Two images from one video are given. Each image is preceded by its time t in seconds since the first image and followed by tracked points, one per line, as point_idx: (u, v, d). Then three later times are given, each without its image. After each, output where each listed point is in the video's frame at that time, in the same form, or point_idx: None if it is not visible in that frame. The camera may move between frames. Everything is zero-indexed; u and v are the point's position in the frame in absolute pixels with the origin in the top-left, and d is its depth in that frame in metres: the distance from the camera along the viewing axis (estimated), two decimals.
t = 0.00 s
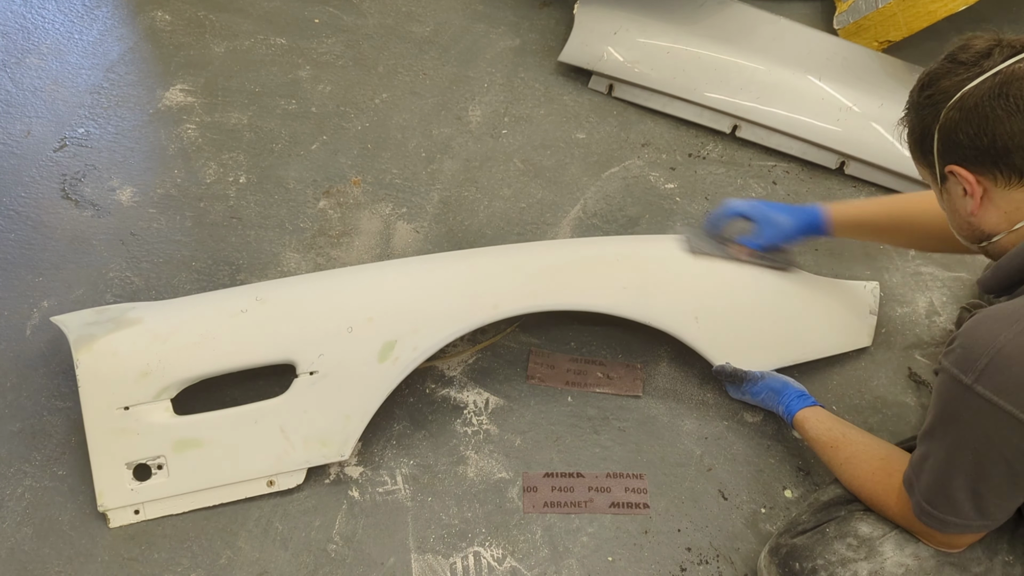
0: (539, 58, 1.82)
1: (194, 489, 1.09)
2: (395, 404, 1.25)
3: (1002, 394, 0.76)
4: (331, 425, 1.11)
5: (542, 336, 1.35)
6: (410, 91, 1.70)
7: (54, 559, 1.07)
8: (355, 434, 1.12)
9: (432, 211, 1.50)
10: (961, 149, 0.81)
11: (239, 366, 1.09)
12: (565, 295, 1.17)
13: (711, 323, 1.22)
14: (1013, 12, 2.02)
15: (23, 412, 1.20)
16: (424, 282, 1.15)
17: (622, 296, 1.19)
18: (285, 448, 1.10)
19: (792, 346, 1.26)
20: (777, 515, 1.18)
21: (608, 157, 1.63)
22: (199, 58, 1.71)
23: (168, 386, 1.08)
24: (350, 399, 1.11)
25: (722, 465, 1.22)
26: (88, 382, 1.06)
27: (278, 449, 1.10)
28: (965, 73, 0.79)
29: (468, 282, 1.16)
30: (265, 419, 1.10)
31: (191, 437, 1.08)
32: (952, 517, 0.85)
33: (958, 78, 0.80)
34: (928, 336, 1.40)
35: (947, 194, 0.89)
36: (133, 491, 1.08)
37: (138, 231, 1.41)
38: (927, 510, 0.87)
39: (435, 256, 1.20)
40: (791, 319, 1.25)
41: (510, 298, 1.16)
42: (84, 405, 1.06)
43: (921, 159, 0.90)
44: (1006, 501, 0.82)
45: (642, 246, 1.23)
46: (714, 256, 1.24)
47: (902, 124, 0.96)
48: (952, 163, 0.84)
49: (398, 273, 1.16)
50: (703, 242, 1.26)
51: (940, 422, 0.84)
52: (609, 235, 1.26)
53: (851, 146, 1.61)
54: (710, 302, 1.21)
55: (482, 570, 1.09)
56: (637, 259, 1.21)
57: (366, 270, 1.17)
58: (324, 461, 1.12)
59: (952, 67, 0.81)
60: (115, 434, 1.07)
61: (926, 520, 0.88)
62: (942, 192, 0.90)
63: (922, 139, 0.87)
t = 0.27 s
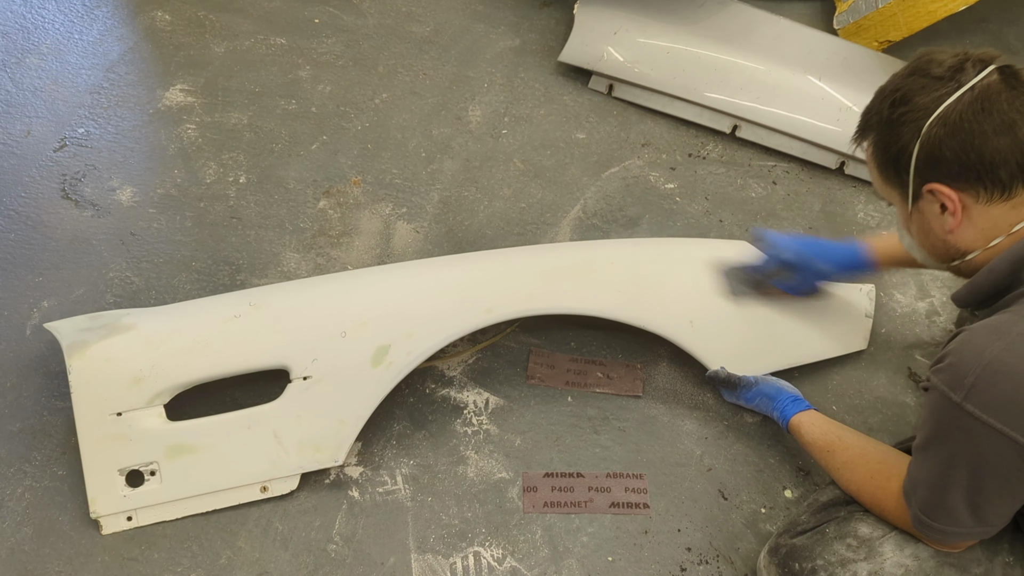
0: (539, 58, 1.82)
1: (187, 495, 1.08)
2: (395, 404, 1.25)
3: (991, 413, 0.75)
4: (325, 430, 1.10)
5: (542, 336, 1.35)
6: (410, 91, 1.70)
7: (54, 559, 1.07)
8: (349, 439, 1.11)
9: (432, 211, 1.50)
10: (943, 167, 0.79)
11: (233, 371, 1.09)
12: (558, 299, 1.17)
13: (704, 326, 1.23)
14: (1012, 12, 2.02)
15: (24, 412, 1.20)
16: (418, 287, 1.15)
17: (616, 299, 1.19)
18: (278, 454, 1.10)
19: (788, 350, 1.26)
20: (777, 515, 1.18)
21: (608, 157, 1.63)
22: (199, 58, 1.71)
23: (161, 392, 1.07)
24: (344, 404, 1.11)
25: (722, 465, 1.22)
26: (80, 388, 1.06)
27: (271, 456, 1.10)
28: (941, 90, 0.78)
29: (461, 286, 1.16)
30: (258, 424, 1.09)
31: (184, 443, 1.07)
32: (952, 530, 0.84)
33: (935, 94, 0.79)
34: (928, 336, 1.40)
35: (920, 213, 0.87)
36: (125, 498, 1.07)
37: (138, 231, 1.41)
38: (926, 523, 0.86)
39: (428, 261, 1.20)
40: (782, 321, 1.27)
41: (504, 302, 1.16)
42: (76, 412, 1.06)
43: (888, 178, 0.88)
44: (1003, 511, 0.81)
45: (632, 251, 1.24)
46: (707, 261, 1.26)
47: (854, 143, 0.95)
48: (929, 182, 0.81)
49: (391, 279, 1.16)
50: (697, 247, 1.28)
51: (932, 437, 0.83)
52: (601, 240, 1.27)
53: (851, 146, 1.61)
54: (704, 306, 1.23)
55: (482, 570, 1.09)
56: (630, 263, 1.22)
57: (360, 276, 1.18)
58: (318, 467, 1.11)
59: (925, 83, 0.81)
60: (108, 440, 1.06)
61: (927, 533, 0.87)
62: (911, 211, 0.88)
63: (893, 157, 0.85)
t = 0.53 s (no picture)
0: (539, 58, 1.82)
1: (174, 502, 1.07)
2: (395, 404, 1.25)
3: (999, 438, 0.76)
4: (312, 431, 1.10)
5: (542, 336, 1.35)
6: (410, 91, 1.70)
7: (54, 559, 1.07)
8: (336, 438, 1.11)
9: (432, 211, 1.50)
10: (923, 244, 0.82)
11: (216, 375, 1.08)
12: (542, 296, 1.18)
13: (691, 318, 1.23)
14: (1012, 12, 2.02)
15: (24, 412, 1.20)
16: (400, 287, 1.16)
17: (598, 295, 1.20)
18: (265, 457, 1.09)
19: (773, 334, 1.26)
20: (777, 515, 1.18)
21: (608, 157, 1.63)
22: (198, 58, 1.71)
23: (145, 398, 1.07)
24: (330, 404, 1.11)
25: (722, 465, 1.22)
26: (64, 398, 1.05)
27: (258, 459, 1.09)
28: (902, 170, 0.83)
29: (443, 285, 1.16)
30: (244, 427, 1.09)
31: (169, 449, 1.06)
32: (954, 548, 0.85)
33: (898, 175, 0.83)
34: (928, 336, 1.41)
35: (903, 281, 0.91)
36: (112, 507, 1.06)
37: (138, 231, 1.41)
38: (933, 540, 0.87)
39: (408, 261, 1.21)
40: (765, 309, 1.27)
41: (488, 300, 1.16)
42: (60, 421, 1.05)
43: (865, 254, 0.92)
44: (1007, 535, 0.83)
45: (614, 248, 1.25)
46: (687, 253, 1.27)
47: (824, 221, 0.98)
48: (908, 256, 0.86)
49: (372, 279, 1.17)
50: (676, 241, 1.29)
51: (939, 462, 0.84)
52: (581, 239, 1.27)
53: (851, 146, 1.61)
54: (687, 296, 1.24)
55: (482, 570, 1.09)
56: (610, 260, 1.23)
57: (339, 277, 1.18)
58: (306, 468, 1.10)
59: (885, 164, 0.84)
60: (92, 449, 1.05)
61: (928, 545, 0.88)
62: (893, 280, 0.93)
63: (871, 238, 0.88)
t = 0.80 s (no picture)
0: (539, 58, 1.82)
1: (174, 502, 1.07)
2: (395, 404, 1.25)
3: (949, 398, 0.75)
4: (311, 431, 1.11)
5: (542, 336, 1.35)
6: (410, 91, 1.70)
7: (53, 559, 1.07)
8: (336, 439, 1.12)
9: (432, 211, 1.50)
10: (865, 241, 0.81)
11: (216, 376, 1.08)
12: (541, 297, 1.18)
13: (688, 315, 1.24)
14: (1012, 12, 2.02)
15: (24, 411, 1.20)
16: (399, 288, 1.15)
17: (597, 295, 1.20)
18: (265, 457, 1.09)
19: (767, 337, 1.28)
20: (777, 515, 1.18)
21: (608, 157, 1.63)
22: (198, 58, 1.71)
23: (144, 399, 1.07)
24: (330, 404, 1.11)
25: (722, 465, 1.22)
26: (63, 398, 1.05)
27: (258, 459, 1.09)
28: (836, 176, 0.83)
29: (442, 286, 1.16)
30: (243, 428, 1.09)
31: (168, 450, 1.06)
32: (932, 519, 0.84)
33: (838, 175, 0.83)
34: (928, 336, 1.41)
35: (861, 282, 0.89)
36: (111, 507, 1.06)
37: (138, 231, 1.41)
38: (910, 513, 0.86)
39: (408, 261, 1.20)
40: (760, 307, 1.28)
41: (487, 299, 1.17)
42: (59, 422, 1.05)
43: (823, 261, 0.91)
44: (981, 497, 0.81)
45: (612, 247, 1.25)
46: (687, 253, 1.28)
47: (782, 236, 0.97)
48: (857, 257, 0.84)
49: (371, 279, 1.17)
50: (677, 241, 1.29)
51: (903, 432, 0.83)
52: (580, 237, 1.27)
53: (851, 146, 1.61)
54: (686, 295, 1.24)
55: (482, 570, 1.09)
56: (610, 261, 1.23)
57: (339, 277, 1.18)
58: (305, 469, 1.11)
59: (824, 173, 0.85)
60: (92, 450, 1.05)
61: (909, 523, 0.87)
62: (852, 283, 0.91)
63: (823, 244, 0.87)
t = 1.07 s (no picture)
0: (539, 58, 1.82)
1: (176, 500, 1.07)
2: (395, 404, 1.25)
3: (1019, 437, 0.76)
4: (311, 427, 1.10)
5: (542, 336, 1.35)
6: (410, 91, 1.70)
7: (54, 559, 1.07)
8: (336, 434, 1.12)
9: (432, 211, 1.50)
10: (972, 172, 0.84)
11: (215, 373, 1.08)
12: (540, 291, 1.18)
13: (688, 309, 1.23)
14: (1012, 12, 2.02)
15: (24, 411, 1.20)
16: (397, 284, 1.15)
17: (597, 289, 1.20)
18: (265, 454, 1.09)
19: (767, 326, 1.26)
20: (777, 515, 1.18)
21: (608, 157, 1.63)
22: (198, 58, 1.71)
23: (144, 397, 1.07)
24: (329, 399, 1.11)
25: (722, 465, 1.22)
26: (62, 399, 1.05)
27: (258, 456, 1.09)
28: (982, 104, 0.82)
29: (441, 281, 1.16)
30: (244, 425, 1.08)
31: (169, 448, 1.06)
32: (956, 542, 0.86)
33: (975, 104, 0.83)
34: (928, 336, 1.41)
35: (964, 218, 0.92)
36: (113, 507, 1.05)
37: (138, 231, 1.41)
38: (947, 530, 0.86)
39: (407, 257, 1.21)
40: (761, 302, 1.27)
41: (485, 293, 1.16)
42: (59, 422, 1.05)
43: (938, 179, 0.94)
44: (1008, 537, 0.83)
45: (611, 241, 1.25)
46: (685, 245, 1.27)
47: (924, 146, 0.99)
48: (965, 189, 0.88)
49: (370, 274, 1.17)
50: (675, 233, 1.28)
51: (947, 454, 0.84)
52: (578, 233, 1.27)
53: (851, 146, 1.61)
54: (685, 288, 1.24)
55: (482, 570, 1.09)
56: (608, 255, 1.22)
57: (337, 274, 1.18)
58: (306, 465, 1.10)
59: (971, 95, 0.84)
60: (92, 449, 1.05)
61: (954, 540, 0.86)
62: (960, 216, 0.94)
63: (940, 160, 0.91)
